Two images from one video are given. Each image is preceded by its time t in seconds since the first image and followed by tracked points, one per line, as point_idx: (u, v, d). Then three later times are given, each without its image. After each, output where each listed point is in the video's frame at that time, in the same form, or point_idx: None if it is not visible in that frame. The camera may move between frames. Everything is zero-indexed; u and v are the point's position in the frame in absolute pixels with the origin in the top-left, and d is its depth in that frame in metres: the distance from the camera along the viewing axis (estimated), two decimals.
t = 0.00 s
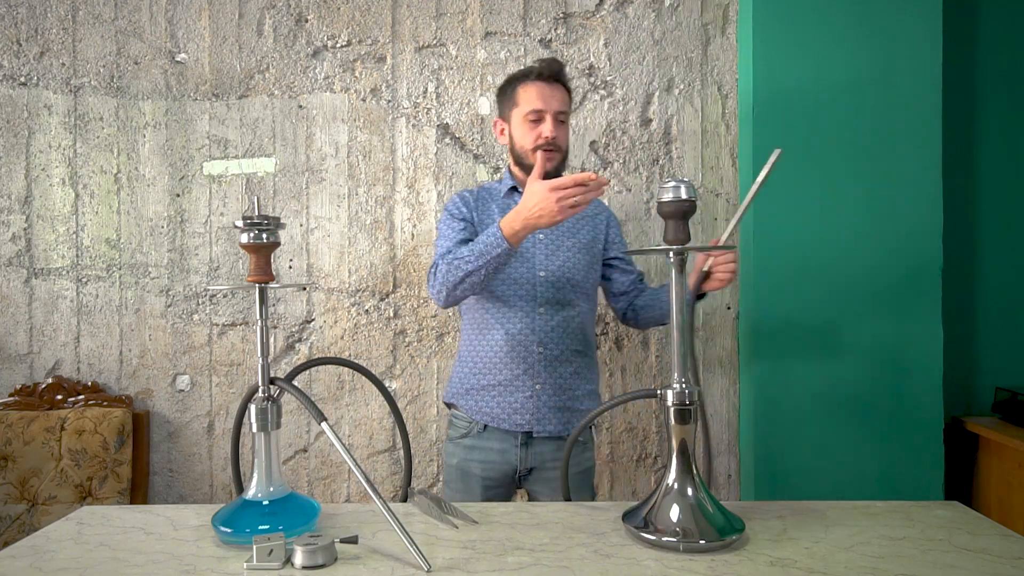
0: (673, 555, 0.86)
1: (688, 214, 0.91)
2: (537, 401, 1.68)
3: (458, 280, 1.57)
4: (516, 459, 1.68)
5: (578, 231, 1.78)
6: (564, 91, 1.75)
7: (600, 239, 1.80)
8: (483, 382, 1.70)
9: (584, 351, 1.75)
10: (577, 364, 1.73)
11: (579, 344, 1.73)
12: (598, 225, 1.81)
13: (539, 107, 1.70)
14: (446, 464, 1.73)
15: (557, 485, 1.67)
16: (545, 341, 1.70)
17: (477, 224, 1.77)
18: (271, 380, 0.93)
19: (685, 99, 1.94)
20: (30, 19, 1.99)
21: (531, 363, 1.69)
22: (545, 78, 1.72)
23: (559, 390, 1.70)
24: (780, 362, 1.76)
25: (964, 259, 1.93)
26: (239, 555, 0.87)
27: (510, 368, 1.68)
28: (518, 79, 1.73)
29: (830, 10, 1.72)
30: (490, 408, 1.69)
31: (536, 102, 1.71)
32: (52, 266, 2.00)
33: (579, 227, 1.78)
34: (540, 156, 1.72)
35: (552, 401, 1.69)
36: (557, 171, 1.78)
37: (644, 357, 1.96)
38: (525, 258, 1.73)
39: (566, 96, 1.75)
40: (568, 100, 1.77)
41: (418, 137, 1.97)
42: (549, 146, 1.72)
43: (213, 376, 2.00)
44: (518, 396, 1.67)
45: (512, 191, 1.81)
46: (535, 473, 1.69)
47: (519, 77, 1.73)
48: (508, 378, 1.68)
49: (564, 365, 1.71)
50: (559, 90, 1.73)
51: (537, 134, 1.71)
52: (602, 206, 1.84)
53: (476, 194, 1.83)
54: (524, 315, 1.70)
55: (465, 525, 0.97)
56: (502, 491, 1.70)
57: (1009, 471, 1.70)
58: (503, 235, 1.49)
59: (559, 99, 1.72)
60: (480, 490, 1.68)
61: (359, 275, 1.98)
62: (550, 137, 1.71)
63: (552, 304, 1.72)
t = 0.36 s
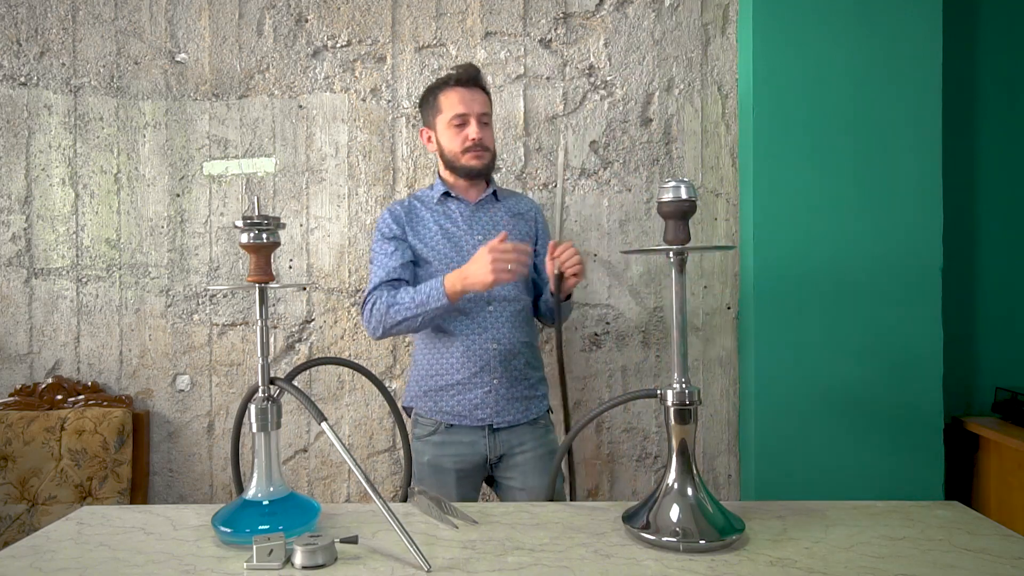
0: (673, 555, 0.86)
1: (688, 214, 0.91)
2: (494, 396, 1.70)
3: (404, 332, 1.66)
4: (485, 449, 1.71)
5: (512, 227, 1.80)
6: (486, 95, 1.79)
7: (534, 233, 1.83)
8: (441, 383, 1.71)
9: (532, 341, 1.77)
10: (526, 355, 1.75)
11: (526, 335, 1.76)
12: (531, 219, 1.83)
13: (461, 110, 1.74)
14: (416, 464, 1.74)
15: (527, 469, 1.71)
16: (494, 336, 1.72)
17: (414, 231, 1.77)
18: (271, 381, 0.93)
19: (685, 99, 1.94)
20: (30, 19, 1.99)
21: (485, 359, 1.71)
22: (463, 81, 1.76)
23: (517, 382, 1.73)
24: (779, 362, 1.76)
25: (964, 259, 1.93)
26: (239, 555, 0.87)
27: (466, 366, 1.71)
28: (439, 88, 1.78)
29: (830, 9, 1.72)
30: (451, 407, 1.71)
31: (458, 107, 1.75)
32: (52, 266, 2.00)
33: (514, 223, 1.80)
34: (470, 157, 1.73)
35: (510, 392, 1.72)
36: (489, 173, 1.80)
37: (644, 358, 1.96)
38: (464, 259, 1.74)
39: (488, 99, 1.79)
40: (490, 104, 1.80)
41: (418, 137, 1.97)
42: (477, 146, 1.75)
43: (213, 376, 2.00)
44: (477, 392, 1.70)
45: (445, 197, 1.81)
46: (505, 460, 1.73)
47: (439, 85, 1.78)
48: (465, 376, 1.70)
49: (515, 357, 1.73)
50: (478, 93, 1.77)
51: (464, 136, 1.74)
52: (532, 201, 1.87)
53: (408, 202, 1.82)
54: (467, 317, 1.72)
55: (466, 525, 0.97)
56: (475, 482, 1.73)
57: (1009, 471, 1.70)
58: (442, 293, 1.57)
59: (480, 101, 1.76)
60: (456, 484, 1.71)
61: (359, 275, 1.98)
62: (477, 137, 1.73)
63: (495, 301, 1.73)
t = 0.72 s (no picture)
0: (672, 555, 0.86)
1: (688, 214, 0.91)
2: (475, 394, 1.72)
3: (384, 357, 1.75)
4: (470, 443, 1.73)
5: (491, 226, 1.80)
6: (468, 98, 1.77)
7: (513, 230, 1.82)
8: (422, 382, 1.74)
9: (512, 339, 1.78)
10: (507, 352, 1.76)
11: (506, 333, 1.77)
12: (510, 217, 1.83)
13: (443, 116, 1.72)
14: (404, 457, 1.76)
15: (509, 462, 1.74)
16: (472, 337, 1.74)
17: (392, 239, 1.80)
18: (271, 380, 0.93)
19: (685, 99, 1.94)
20: (30, 19, 1.99)
21: (463, 358, 1.72)
22: (446, 85, 1.73)
23: (495, 379, 1.74)
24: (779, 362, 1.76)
25: (964, 259, 1.93)
26: (239, 555, 0.87)
27: (446, 365, 1.72)
28: (421, 90, 1.75)
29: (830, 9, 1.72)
30: (432, 405, 1.73)
31: (439, 112, 1.73)
32: (52, 266, 2.00)
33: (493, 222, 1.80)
34: (449, 164, 1.74)
35: (489, 390, 1.73)
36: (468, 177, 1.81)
37: (643, 358, 1.96)
38: (440, 262, 1.76)
39: (471, 103, 1.77)
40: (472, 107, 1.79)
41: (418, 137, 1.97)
42: (457, 153, 1.74)
43: (213, 376, 2.00)
44: (458, 391, 1.72)
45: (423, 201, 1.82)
46: (489, 453, 1.75)
47: (421, 87, 1.75)
48: (445, 375, 1.72)
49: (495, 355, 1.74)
50: (461, 97, 1.75)
51: (444, 142, 1.73)
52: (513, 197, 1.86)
53: (387, 206, 1.84)
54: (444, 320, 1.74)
55: (466, 526, 0.97)
56: (462, 476, 1.76)
57: (1009, 471, 1.70)
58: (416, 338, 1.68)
59: (462, 107, 1.74)
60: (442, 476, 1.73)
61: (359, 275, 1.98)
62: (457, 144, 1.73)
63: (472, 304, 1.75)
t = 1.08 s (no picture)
0: (673, 555, 0.86)
1: (688, 214, 0.91)
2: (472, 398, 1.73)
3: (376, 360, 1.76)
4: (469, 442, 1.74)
5: (494, 230, 1.78)
6: (478, 104, 1.74)
7: (516, 234, 1.81)
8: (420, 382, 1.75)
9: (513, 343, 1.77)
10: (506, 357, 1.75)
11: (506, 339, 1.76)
12: (514, 220, 1.82)
13: (450, 124, 1.70)
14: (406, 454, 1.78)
15: (508, 462, 1.74)
16: (472, 342, 1.73)
17: (394, 238, 1.80)
18: (272, 381, 0.93)
19: (685, 99, 1.94)
20: (30, 19, 1.99)
21: (461, 362, 1.73)
22: (455, 92, 1.70)
23: (493, 383, 1.74)
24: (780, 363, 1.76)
25: (964, 259, 1.93)
26: (239, 555, 0.87)
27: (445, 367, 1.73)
28: (428, 94, 1.72)
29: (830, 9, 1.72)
30: (429, 406, 1.75)
31: (446, 120, 1.70)
32: (52, 266, 2.00)
33: (496, 225, 1.79)
34: (455, 172, 1.73)
35: (487, 394, 1.74)
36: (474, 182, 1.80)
37: (643, 358, 1.96)
38: (441, 265, 1.76)
39: (480, 108, 1.74)
40: (481, 112, 1.76)
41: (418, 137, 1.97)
42: (463, 162, 1.73)
43: (213, 376, 2.00)
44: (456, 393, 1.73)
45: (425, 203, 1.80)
46: (488, 451, 1.75)
47: (429, 90, 1.72)
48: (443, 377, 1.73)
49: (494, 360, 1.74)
50: (470, 104, 1.72)
51: (450, 151, 1.71)
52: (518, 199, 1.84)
53: (391, 204, 1.84)
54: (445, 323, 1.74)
55: (466, 525, 0.97)
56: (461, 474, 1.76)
57: (1009, 471, 1.70)
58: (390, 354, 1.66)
59: (471, 114, 1.72)
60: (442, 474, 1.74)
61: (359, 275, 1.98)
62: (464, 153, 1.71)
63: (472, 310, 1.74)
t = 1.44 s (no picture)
0: (672, 555, 0.86)
1: (688, 214, 0.91)
2: (474, 405, 1.72)
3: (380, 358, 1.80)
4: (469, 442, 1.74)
5: (504, 239, 1.75)
6: (496, 117, 1.67)
7: (528, 243, 1.76)
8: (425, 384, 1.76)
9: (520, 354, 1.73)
10: (510, 367, 1.72)
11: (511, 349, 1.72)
12: (527, 228, 1.76)
13: (464, 143, 1.65)
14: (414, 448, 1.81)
15: (511, 464, 1.73)
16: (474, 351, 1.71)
17: (406, 241, 1.80)
18: (271, 381, 0.93)
19: (685, 99, 1.94)
20: (30, 19, 1.99)
21: (462, 369, 1.71)
22: (471, 110, 1.64)
23: (495, 393, 1.72)
24: (779, 363, 1.76)
25: (964, 259, 1.93)
26: (239, 555, 0.87)
27: (448, 373, 1.73)
28: (445, 107, 1.66)
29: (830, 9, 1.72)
30: (432, 408, 1.76)
31: (461, 138, 1.65)
32: (52, 266, 2.00)
33: (506, 233, 1.75)
34: (468, 189, 1.70)
35: (486, 404, 1.72)
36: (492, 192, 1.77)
37: (644, 358, 1.96)
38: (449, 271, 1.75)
39: (497, 123, 1.68)
40: (500, 124, 1.69)
41: (417, 137, 1.97)
42: (477, 179, 1.69)
43: (213, 376, 2.00)
44: (458, 399, 1.72)
45: (439, 207, 1.78)
46: (492, 453, 1.75)
47: (446, 104, 1.66)
48: (446, 382, 1.73)
49: (497, 370, 1.71)
50: (487, 120, 1.66)
51: (464, 168, 1.68)
52: (537, 203, 1.78)
53: (409, 203, 1.83)
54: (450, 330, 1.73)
55: (466, 525, 0.97)
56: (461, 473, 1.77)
57: (1009, 471, 1.70)
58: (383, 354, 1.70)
59: (486, 131, 1.66)
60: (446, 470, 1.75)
61: (359, 275, 1.98)
62: (478, 171, 1.67)
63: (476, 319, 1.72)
